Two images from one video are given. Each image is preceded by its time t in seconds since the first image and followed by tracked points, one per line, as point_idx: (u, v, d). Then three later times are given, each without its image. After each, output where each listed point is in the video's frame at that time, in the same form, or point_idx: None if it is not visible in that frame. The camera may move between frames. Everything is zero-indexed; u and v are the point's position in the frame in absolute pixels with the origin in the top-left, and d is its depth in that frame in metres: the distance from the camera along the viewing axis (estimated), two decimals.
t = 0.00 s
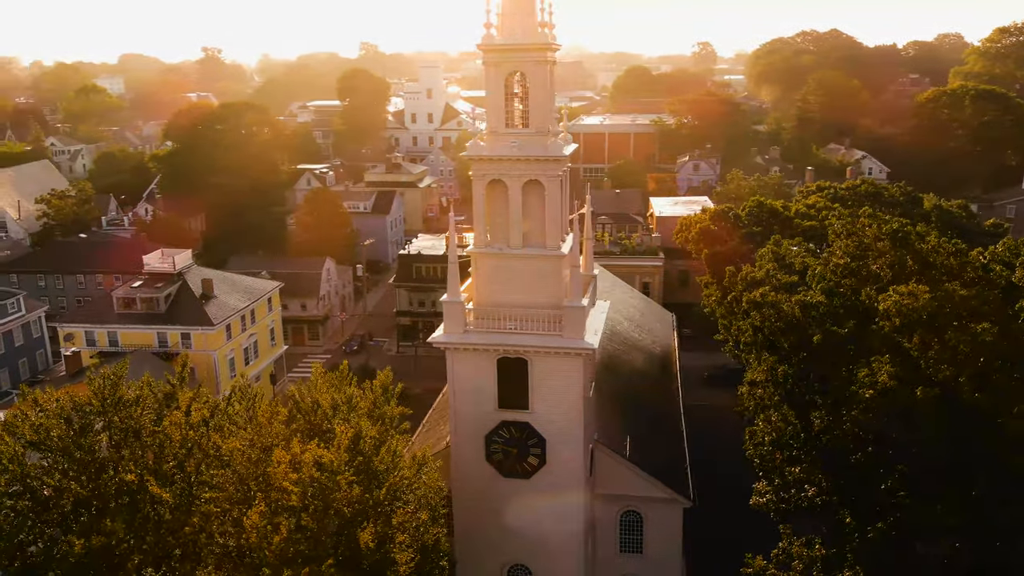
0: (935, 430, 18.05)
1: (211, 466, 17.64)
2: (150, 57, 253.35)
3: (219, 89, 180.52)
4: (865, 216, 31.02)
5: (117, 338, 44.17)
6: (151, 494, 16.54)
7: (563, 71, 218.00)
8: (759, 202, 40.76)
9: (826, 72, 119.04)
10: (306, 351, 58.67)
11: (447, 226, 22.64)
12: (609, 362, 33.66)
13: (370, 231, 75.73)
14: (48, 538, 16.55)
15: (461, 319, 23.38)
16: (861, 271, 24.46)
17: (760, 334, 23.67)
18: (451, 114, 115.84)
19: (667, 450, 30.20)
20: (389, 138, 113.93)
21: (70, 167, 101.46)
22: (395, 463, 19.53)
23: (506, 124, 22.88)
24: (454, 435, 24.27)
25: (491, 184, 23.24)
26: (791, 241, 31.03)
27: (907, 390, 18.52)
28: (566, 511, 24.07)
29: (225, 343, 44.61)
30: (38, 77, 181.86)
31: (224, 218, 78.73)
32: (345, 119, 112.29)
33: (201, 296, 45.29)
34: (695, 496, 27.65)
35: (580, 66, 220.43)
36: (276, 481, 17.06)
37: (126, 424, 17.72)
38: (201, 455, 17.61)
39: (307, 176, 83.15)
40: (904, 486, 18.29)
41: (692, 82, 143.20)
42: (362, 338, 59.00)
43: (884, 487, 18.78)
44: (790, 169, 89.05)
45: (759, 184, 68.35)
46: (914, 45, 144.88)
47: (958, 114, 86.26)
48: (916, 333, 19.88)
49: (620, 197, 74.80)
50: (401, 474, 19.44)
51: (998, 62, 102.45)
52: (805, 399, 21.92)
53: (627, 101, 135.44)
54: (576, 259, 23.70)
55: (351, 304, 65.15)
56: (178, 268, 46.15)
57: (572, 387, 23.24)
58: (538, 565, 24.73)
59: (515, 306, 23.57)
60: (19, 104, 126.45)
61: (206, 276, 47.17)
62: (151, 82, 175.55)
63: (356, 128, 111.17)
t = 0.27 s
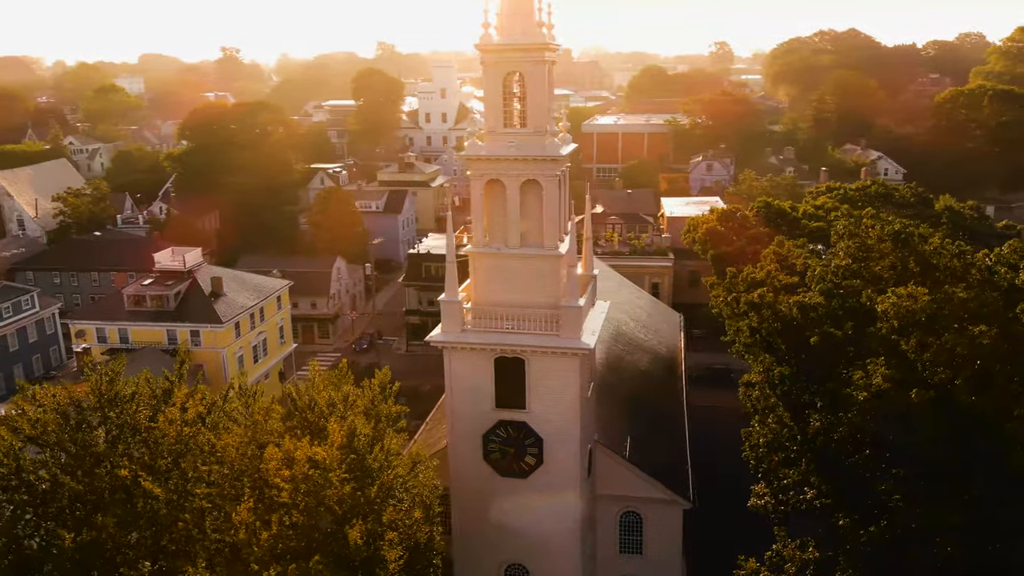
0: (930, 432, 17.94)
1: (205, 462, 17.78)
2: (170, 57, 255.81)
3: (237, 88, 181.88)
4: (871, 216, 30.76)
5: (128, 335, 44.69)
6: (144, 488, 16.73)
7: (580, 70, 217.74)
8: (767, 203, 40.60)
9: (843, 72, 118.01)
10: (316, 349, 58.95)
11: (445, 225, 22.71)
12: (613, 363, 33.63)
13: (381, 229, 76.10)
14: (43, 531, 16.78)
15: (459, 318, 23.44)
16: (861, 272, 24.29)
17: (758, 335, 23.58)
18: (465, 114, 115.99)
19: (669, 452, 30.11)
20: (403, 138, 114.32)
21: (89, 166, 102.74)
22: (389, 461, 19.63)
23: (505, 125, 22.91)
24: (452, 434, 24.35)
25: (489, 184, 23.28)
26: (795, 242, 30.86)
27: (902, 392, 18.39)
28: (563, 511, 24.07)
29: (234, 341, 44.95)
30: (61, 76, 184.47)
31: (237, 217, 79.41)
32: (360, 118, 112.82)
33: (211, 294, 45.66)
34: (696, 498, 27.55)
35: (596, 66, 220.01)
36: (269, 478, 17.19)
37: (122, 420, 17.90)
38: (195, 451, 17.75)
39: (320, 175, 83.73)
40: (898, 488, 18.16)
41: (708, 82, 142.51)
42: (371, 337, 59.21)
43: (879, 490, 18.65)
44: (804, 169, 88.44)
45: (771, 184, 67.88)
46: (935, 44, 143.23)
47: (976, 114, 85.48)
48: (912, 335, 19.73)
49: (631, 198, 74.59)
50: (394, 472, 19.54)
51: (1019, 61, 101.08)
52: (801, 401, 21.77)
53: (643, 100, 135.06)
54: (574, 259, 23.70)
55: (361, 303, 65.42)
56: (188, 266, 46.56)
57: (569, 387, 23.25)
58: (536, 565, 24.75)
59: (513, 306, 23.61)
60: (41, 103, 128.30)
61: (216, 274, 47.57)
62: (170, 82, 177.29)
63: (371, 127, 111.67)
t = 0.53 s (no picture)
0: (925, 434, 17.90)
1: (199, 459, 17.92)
2: (189, 57, 258.05)
3: (254, 88, 183.17)
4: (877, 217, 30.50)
5: (138, 332, 45.12)
6: (136, 483, 16.88)
7: (596, 71, 217.32)
8: (776, 203, 40.27)
9: (860, 72, 117.06)
10: (326, 348, 59.22)
11: (443, 225, 22.77)
12: (617, 364, 33.62)
13: (393, 228, 76.37)
14: (40, 525, 17.02)
15: (457, 318, 23.49)
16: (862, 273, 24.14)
17: (756, 337, 23.49)
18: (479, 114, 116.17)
19: (671, 455, 30.05)
20: (417, 137, 114.68)
21: (106, 165, 103.94)
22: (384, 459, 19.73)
23: (503, 125, 22.95)
24: (449, 433, 24.41)
25: (487, 184, 23.33)
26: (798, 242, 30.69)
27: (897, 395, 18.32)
28: (560, 511, 24.08)
29: (243, 338, 45.31)
30: (82, 75, 186.67)
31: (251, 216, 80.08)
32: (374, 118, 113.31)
33: (220, 292, 46.03)
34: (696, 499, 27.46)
35: (612, 66, 219.57)
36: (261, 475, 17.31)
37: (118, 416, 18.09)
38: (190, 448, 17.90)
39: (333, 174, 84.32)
40: (893, 492, 18.15)
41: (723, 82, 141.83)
42: (381, 336, 59.40)
43: (874, 493, 18.68)
44: (818, 170, 87.78)
45: (784, 185, 67.41)
46: (955, 44, 141.78)
47: (995, 114, 85.51)
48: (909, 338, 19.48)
49: (643, 198, 74.42)
50: (388, 471, 19.65)
51: None
52: (800, 403, 21.89)
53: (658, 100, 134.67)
54: (572, 259, 23.68)
55: (372, 302, 65.68)
56: (198, 264, 46.99)
57: (565, 387, 23.25)
58: (533, 565, 24.78)
59: (511, 306, 23.64)
60: (61, 103, 129.96)
61: (225, 272, 47.94)
62: (189, 82, 178.86)
63: (385, 127, 112.13)
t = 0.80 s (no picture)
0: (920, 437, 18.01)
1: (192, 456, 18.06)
2: (209, 57, 260.11)
3: (271, 88, 184.31)
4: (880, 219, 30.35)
5: (148, 329, 45.57)
6: (129, 479, 17.04)
7: (613, 71, 216.70)
8: (784, 204, 39.87)
9: (877, 71, 115.90)
10: (336, 346, 59.49)
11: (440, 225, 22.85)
12: (620, 365, 33.59)
13: (404, 227, 76.61)
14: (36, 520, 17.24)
15: (454, 317, 23.54)
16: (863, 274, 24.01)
17: (753, 338, 23.52)
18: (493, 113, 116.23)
19: (671, 456, 29.95)
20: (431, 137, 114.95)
21: (124, 164, 105.03)
22: (378, 458, 19.79)
23: (501, 124, 23.00)
24: (447, 431, 24.47)
25: (485, 184, 23.38)
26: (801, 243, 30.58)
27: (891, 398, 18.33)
28: (557, 511, 24.08)
29: (251, 336, 45.64)
30: (104, 75, 188.78)
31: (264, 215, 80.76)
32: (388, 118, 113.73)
33: (230, 290, 46.37)
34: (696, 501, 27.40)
35: (629, 66, 218.90)
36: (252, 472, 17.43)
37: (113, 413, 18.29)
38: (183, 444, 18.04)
39: (346, 174, 84.76)
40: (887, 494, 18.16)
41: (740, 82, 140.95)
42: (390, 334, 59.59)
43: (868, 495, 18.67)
44: (833, 171, 86.98)
45: (796, 186, 66.96)
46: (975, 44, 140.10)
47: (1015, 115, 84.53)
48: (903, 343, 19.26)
49: (654, 199, 74.15)
50: (382, 469, 19.74)
51: None
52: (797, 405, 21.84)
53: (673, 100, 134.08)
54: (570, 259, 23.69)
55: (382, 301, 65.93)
56: (208, 262, 47.41)
57: (562, 386, 23.25)
58: (530, 565, 24.79)
59: (508, 306, 23.69)
60: (81, 103, 131.55)
61: (235, 271, 48.32)
62: (207, 81, 180.30)
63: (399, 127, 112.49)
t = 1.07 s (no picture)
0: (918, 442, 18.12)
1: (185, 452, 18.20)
2: (227, 58, 261.96)
3: (288, 88, 185.29)
4: (885, 222, 30.08)
5: (158, 326, 46.02)
6: (122, 475, 17.19)
7: (629, 70, 216.00)
8: (792, 206, 39.26)
9: (895, 71, 114.76)
10: (345, 344, 59.68)
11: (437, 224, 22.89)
12: (623, 366, 33.56)
13: (416, 227, 76.79)
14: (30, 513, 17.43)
15: (450, 317, 23.58)
16: (863, 278, 23.87)
17: (751, 340, 23.69)
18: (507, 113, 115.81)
19: (672, 458, 29.92)
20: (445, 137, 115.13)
21: (141, 163, 106.03)
22: (372, 456, 19.96)
23: (498, 125, 23.04)
24: (444, 430, 24.54)
25: (482, 184, 23.42)
26: (804, 245, 30.34)
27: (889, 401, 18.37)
28: (553, 510, 24.10)
29: (260, 334, 45.99)
30: (124, 75, 190.75)
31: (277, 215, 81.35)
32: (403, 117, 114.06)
33: (239, 288, 46.73)
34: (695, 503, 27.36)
35: (645, 67, 218.24)
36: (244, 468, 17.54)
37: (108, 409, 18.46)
38: (175, 441, 18.17)
39: (359, 173, 85.19)
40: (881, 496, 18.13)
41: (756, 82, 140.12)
42: (399, 334, 59.70)
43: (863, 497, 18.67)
44: (847, 171, 86.19)
45: (809, 187, 66.27)
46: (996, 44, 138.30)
47: None
48: (900, 346, 19.30)
49: (666, 199, 73.90)
50: (375, 467, 19.81)
51: None
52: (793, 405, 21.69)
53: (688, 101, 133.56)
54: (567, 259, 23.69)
55: (392, 301, 66.14)
56: (218, 261, 47.78)
57: (559, 386, 23.26)
58: (526, 565, 24.79)
59: (505, 305, 23.72)
60: (100, 102, 132.97)
61: (245, 269, 48.66)
62: (225, 81, 181.73)
63: (413, 126, 112.75)
